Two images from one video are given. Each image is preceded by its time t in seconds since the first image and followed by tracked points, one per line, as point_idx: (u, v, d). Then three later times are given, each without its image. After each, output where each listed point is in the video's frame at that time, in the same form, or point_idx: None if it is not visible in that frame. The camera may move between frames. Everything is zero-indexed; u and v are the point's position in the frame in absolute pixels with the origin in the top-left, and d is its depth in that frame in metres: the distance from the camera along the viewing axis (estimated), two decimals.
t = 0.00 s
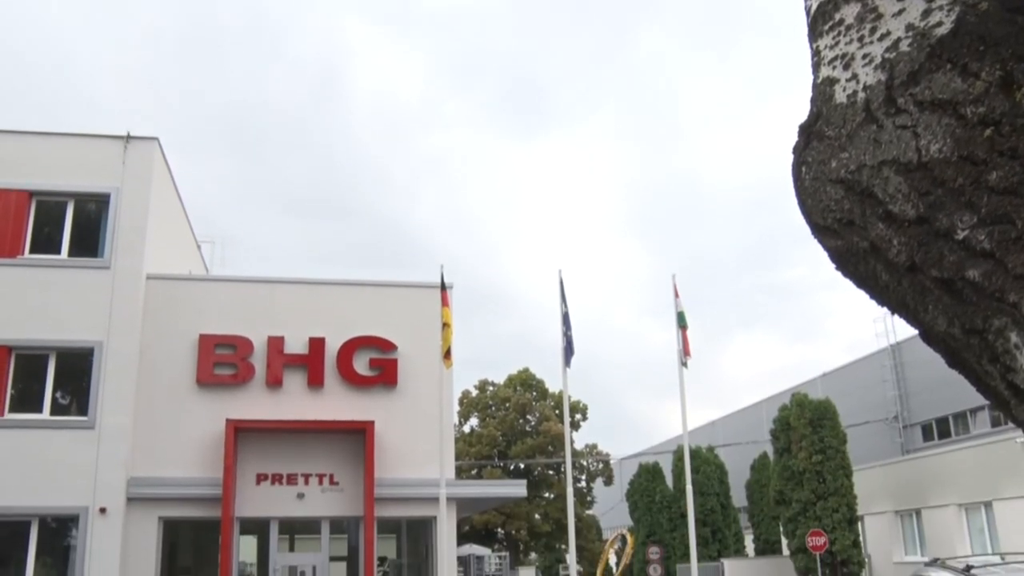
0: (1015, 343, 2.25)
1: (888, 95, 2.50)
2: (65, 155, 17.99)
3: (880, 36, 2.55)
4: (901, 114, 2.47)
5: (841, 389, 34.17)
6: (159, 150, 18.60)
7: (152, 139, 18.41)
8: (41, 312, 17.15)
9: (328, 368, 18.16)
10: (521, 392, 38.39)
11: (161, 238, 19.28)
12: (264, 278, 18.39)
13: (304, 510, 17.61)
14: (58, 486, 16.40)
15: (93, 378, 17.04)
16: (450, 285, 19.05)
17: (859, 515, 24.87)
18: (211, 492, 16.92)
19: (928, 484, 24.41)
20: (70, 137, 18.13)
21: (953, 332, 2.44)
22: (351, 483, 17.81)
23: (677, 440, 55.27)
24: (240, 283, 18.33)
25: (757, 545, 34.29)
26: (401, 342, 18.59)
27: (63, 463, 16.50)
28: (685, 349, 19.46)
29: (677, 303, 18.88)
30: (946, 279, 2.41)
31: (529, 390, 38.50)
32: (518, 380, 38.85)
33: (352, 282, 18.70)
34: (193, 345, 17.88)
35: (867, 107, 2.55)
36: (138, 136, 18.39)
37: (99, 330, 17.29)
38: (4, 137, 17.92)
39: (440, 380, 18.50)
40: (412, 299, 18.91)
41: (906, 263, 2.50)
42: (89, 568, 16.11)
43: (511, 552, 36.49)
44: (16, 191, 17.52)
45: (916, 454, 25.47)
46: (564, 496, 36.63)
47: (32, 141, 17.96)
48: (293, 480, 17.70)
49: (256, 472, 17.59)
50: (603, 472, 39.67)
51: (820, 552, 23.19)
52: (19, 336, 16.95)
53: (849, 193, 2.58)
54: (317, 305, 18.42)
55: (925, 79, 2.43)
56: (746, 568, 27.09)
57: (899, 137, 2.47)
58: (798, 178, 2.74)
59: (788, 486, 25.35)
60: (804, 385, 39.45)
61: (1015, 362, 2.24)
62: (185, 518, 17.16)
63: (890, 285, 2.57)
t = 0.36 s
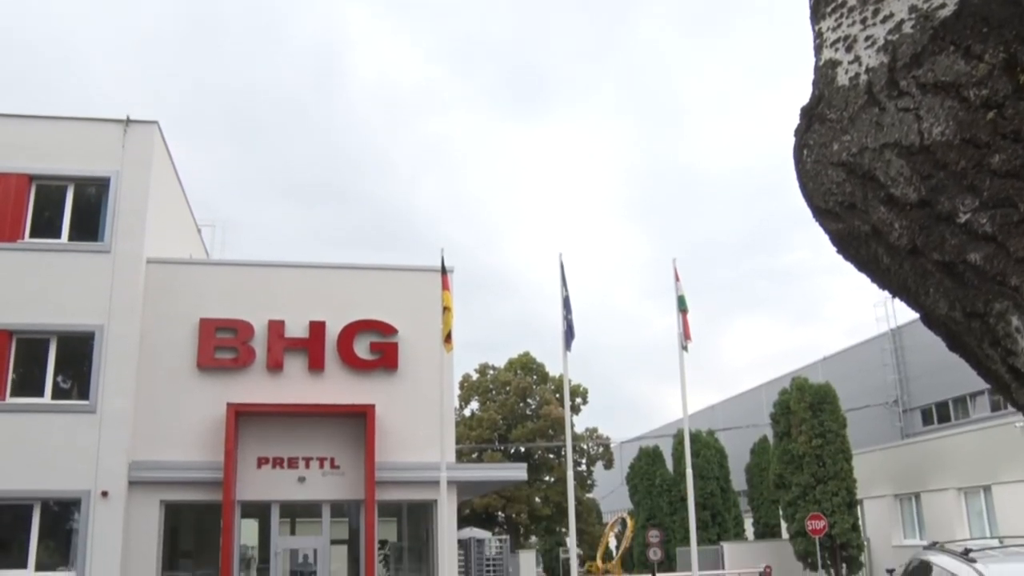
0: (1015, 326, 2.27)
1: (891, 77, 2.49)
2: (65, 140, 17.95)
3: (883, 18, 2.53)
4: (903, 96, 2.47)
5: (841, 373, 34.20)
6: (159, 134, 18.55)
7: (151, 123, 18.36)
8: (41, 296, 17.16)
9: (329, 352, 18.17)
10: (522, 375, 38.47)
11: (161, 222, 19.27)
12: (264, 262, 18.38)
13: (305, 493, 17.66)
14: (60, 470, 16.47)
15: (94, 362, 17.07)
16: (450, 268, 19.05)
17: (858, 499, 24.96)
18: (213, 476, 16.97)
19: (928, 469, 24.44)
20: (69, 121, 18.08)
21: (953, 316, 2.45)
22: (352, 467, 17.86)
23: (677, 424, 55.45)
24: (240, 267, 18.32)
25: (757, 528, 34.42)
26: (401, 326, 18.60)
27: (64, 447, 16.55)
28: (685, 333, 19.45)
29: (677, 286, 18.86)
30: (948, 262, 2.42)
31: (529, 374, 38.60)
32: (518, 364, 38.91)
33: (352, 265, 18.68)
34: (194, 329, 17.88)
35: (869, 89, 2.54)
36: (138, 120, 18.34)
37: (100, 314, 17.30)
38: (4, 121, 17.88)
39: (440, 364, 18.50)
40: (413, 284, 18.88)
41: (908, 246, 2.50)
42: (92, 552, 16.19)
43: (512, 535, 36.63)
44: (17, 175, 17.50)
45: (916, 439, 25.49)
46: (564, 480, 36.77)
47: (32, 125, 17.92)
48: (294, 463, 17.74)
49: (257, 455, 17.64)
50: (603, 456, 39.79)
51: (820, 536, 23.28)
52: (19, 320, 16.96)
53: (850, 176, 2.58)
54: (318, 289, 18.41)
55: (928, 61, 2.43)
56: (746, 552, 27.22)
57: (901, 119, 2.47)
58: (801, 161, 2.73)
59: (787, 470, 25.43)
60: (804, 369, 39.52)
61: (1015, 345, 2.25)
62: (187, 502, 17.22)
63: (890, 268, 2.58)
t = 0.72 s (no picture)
0: (1016, 308, 2.27)
1: (892, 58, 2.50)
2: (63, 122, 17.89)
3: None
4: (905, 77, 2.48)
5: (840, 356, 34.24)
6: (157, 117, 18.47)
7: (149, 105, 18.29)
8: (41, 280, 17.16)
9: (328, 335, 18.17)
10: (521, 358, 38.47)
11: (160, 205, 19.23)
12: (264, 245, 18.35)
13: (305, 476, 17.72)
14: (61, 452, 16.53)
15: (94, 345, 17.10)
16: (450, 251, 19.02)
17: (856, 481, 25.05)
18: (213, 459, 17.01)
19: (926, 452, 24.49)
20: (67, 103, 18.01)
21: (953, 299, 2.46)
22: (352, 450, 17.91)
23: (677, 407, 55.51)
24: (239, 250, 18.29)
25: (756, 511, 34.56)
26: (401, 308, 18.59)
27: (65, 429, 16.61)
28: (684, 316, 19.45)
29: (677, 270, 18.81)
30: (948, 245, 2.43)
31: (529, 357, 38.60)
32: (518, 347, 38.92)
33: (351, 248, 18.66)
34: (194, 313, 17.87)
35: (871, 70, 2.55)
36: (136, 102, 18.26)
37: (100, 297, 17.31)
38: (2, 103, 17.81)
39: (440, 347, 18.51)
40: (412, 267, 18.86)
41: (908, 229, 2.50)
42: (93, 534, 16.26)
43: (511, 517, 36.76)
44: (15, 158, 17.45)
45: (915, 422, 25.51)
46: (564, 462, 36.86)
47: (30, 108, 17.85)
48: (293, 446, 17.78)
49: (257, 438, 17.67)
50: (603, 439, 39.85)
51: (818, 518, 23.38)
52: (19, 303, 16.97)
53: (852, 157, 2.57)
54: (317, 272, 18.39)
55: (931, 42, 2.44)
56: (745, 534, 27.37)
57: (903, 100, 2.47)
58: (801, 142, 2.71)
59: (786, 452, 25.51)
60: (803, 352, 39.55)
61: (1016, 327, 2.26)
62: (188, 484, 17.28)
63: (891, 250, 2.58)
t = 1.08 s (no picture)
0: (1017, 289, 2.28)
1: (893, 39, 2.51)
2: (60, 102, 17.81)
3: None
4: (907, 57, 2.48)
5: (839, 337, 34.26)
6: (155, 97, 18.38)
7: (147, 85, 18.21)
8: (40, 260, 17.16)
9: (327, 315, 18.17)
10: (521, 338, 38.49)
11: (158, 185, 19.19)
12: (262, 226, 18.30)
13: (305, 456, 17.77)
14: (61, 433, 16.61)
15: (93, 326, 17.12)
16: (449, 231, 18.97)
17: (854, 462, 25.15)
18: (213, 439, 17.05)
19: (925, 433, 24.52)
20: (64, 84, 17.92)
21: (953, 279, 2.46)
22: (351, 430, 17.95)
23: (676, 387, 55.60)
24: (238, 231, 18.25)
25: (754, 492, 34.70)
26: (400, 289, 18.58)
27: (65, 410, 16.67)
28: (683, 297, 19.43)
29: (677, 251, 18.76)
30: (949, 224, 2.43)
31: (528, 337, 38.63)
32: (517, 327, 38.94)
33: (351, 229, 18.61)
34: (192, 294, 17.86)
35: (873, 49, 2.55)
36: (133, 82, 18.18)
37: (99, 279, 17.31)
38: None
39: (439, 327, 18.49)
40: (412, 247, 18.81)
41: (909, 209, 2.51)
42: (94, 514, 16.34)
43: (511, 498, 36.90)
44: (12, 139, 17.39)
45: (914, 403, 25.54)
46: (563, 442, 36.99)
47: (27, 88, 17.77)
48: (293, 426, 17.83)
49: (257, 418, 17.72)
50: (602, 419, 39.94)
51: (815, 499, 23.49)
52: (18, 285, 16.98)
53: (852, 137, 2.58)
54: (316, 252, 18.37)
55: (934, 21, 2.44)
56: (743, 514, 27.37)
57: (904, 80, 2.47)
58: (801, 122, 2.72)
59: (784, 434, 25.58)
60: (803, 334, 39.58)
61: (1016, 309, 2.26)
62: (188, 465, 17.34)
63: (891, 230, 2.58)
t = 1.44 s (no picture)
0: (1017, 268, 2.29)
1: (896, 16, 2.53)
2: (58, 82, 17.74)
3: None
4: (909, 35, 2.50)
5: (838, 318, 34.29)
6: (153, 77, 18.30)
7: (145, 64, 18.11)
8: (38, 240, 17.16)
9: (327, 295, 18.17)
10: (520, 317, 38.51)
11: (157, 165, 19.14)
12: (261, 206, 18.26)
13: (305, 435, 17.82)
14: (61, 412, 16.67)
15: (92, 306, 17.13)
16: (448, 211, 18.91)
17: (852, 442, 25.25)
18: (213, 419, 17.09)
19: (924, 413, 24.56)
20: (62, 63, 17.84)
21: (953, 259, 2.47)
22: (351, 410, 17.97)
23: (676, 367, 55.69)
24: (237, 211, 18.20)
25: (752, 471, 34.84)
26: (400, 269, 18.56)
27: (65, 390, 16.73)
28: (682, 277, 19.40)
29: (678, 231, 18.71)
30: (949, 203, 2.44)
31: (527, 316, 38.65)
32: (517, 306, 38.96)
33: (350, 208, 18.57)
34: (191, 273, 17.84)
35: (875, 27, 2.57)
36: (131, 61, 18.08)
37: (99, 258, 17.30)
38: None
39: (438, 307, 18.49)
40: (412, 227, 18.78)
41: (910, 187, 2.52)
42: (95, 494, 16.40)
43: (510, 476, 37.04)
44: (10, 119, 17.34)
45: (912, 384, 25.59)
46: (562, 422, 37.10)
47: (24, 68, 17.70)
48: (292, 406, 17.87)
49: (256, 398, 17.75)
50: (601, 398, 40.02)
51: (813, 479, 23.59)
52: (17, 265, 17.00)
53: (853, 116, 2.59)
54: (316, 231, 18.34)
55: None
56: (742, 493, 27.47)
57: (907, 58, 2.50)
58: (803, 100, 2.72)
59: (783, 413, 25.66)
60: (802, 314, 39.59)
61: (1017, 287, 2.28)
62: (188, 445, 17.37)
63: (891, 209, 2.59)
